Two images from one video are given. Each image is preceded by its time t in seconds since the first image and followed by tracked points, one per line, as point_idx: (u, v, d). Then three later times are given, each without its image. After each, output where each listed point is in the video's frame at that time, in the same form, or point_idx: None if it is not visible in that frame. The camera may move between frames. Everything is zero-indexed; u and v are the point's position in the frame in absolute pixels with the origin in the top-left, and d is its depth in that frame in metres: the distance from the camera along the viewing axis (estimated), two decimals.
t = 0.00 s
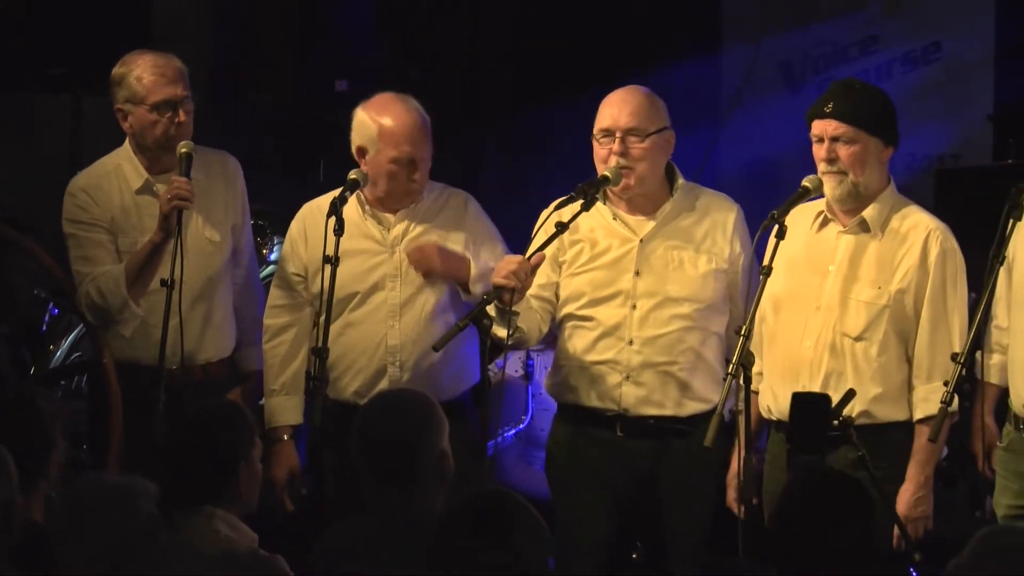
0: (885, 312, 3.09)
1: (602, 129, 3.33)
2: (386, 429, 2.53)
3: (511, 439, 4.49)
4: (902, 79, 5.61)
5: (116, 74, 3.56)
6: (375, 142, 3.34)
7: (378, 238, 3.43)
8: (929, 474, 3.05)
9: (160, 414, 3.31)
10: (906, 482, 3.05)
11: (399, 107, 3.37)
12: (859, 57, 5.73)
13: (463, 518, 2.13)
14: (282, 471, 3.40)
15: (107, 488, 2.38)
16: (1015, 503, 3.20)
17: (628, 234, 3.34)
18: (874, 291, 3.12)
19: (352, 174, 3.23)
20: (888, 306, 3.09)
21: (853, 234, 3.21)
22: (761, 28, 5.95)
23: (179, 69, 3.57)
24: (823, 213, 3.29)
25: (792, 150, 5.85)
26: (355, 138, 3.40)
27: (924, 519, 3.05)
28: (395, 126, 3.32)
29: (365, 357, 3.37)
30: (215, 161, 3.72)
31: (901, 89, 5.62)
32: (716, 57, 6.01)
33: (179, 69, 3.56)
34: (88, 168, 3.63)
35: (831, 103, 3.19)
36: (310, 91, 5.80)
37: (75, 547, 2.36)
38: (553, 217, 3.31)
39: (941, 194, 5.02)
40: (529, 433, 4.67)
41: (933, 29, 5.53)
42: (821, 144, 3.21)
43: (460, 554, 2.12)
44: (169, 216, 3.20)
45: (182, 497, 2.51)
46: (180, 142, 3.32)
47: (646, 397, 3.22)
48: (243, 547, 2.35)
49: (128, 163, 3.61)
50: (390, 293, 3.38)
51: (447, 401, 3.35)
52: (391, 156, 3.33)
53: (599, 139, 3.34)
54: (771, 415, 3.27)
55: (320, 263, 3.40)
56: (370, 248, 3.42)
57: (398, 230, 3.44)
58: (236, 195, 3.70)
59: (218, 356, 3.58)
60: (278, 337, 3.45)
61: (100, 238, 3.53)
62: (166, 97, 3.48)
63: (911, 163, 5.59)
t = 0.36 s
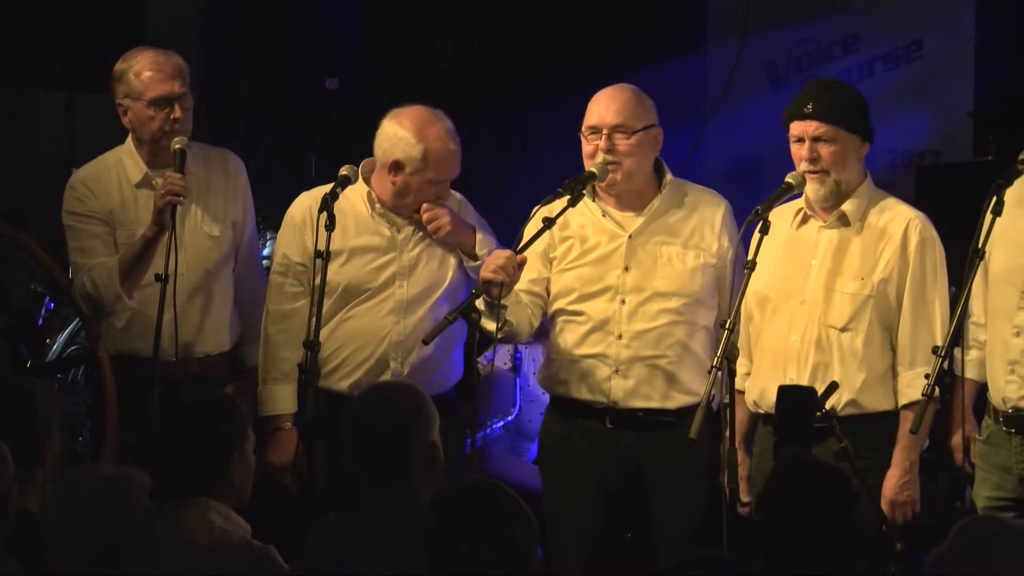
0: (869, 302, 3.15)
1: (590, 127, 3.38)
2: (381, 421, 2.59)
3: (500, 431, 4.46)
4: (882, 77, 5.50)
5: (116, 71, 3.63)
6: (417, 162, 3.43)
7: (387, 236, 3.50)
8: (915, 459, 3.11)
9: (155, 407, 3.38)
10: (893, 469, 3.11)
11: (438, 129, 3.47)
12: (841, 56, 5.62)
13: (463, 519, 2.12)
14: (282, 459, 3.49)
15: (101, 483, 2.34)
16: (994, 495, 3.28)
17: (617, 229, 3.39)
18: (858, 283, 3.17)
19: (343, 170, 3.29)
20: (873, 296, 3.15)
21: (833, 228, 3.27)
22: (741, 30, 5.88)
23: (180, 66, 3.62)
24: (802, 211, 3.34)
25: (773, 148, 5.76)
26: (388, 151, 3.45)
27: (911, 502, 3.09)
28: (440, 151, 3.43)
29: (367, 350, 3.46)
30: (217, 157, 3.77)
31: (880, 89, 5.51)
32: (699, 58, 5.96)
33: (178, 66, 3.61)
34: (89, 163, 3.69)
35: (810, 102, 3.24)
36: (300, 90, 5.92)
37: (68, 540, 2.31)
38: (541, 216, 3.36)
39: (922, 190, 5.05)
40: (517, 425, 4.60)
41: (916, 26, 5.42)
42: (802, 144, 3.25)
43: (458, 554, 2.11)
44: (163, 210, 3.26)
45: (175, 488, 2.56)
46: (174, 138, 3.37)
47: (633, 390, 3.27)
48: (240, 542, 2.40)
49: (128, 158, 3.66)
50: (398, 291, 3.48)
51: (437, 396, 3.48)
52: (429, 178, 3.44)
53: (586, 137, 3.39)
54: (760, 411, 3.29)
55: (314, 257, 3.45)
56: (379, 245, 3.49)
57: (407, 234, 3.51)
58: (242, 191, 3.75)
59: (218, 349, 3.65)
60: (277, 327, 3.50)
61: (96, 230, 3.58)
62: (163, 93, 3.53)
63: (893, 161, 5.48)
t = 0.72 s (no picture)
0: (855, 295, 3.20)
1: (580, 122, 3.42)
2: (371, 411, 2.65)
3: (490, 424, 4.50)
4: (866, 77, 5.77)
5: (125, 68, 3.69)
6: (437, 162, 3.49)
7: (397, 232, 3.55)
8: (902, 450, 3.16)
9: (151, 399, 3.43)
10: (878, 460, 3.17)
11: (455, 131, 3.54)
12: (826, 55, 5.87)
13: (453, 509, 2.17)
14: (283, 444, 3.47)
15: (100, 476, 2.39)
16: (978, 489, 3.34)
17: (602, 225, 3.44)
18: (843, 277, 3.22)
19: (336, 167, 3.34)
20: (858, 290, 3.20)
21: (816, 224, 3.32)
22: (727, 29, 6.09)
23: (189, 65, 3.65)
24: (784, 208, 3.39)
25: (756, 144, 6.00)
26: (408, 148, 3.50)
27: (900, 493, 3.16)
28: (458, 153, 3.51)
29: (377, 344, 3.51)
30: (227, 156, 3.83)
31: (863, 88, 5.77)
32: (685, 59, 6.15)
33: (186, 64, 3.65)
34: (100, 159, 3.75)
35: (793, 99, 3.29)
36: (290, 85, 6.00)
37: (65, 524, 2.37)
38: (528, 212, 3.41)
39: (910, 189, 5.13)
40: (507, 418, 4.64)
41: (897, 27, 5.68)
42: (784, 139, 3.31)
43: (443, 541, 2.17)
44: (159, 207, 3.30)
45: (171, 478, 2.61)
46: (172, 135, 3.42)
47: (621, 382, 3.33)
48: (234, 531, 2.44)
49: (138, 155, 3.71)
50: (406, 288, 3.54)
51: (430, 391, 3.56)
52: (445, 178, 3.51)
53: (575, 133, 3.44)
54: (746, 404, 3.34)
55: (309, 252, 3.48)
56: (389, 240, 3.54)
57: (414, 230, 3.58)
58: (252, 191, 3.80)
59: (221, 345, 3.69)
60: (282, 317, 3.52)
61: (101, 226, 3.64)
62: (167, 91, 3.58)
63: (877, 158, 5.74)
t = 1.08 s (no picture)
0: (839, 293, 3.26)
1: (568, 119, 3.46)
2: (362, 408, 2.70)
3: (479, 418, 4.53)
4: (852, 77, 5.82)
5: (129, 68, 3.75)
6: (430, 155, 3.54)
7: (392, 228, 3.61)
8: (882, 445, 3.22)
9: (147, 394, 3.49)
10: (860, 452, 3.22)
11: (448, 126, 3.59)
12: (811, 55, 5.97)
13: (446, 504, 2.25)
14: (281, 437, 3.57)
15: (93, 466, 2.44)
16: (964, 482, 3.40)
17: (587, 222, 3.49)
18: (827, 275, 3.28)
19: (329, 165, 3.39)
20: (841, 288, 3.26)
21: (801, 222, 3.37)
22: (713, 30, 6.26)
23: (192, 64, 3.71)
24: (768, 206, 3.44)
25: (743, 144, 6.14)
26: (401, 142, 3.55)
27: (879, 488, 3.22)
28: (450, 147, 3.57)
29: (376, 338, 3.56)
30: (230, 155, 3.88)
31: (847, 88, 5.83)
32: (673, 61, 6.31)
33: (189, 64, 3.70)
34: (105, 159, 3.81)
35: (781, 99, 3.34)
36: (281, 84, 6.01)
37: (60, 514, 2.41)
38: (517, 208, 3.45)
39: (893, 189, 5.19)
40: (497, 411, 4.68)
41: (881, 27, 5.72)
42: (771, 138, 3.36)
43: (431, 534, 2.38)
44: (155, 205, 3.36)
45: (166, 470, 2.68)
46: (171, 134, 3.47)
47: (609, 376, 3.38)
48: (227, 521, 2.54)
49: (144, 155, 3.78)
50: (403, 283, 3.59)
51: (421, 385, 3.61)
52: (439, 171, 3.57)
53: (564, 130, 3.47)
54: (730, 398, 3.40)
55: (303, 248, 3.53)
56: (385, 236, 3.59)
57: (409, 225, 3.63)
58: (257, 189, 3.86)
59: (221, 341, 3.74)
60: (281, 313, 3.57)
61: (104, 223, 3.69)
62: (168, 89, 3.63)
63: (861, 156, 5.77)
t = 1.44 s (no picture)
0: (819, 291, 3.32)
1: (557, 121, 3.50)
2: (353, 403, 2.77)
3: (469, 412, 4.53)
4: (835, 77, 5.94)
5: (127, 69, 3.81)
6: (421, 157, 3.60)
7: (382, 228, 3.67)
8: (859, 439, 3.29)
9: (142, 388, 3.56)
10: (839, 446, 3.28)
11: (439, 127, 3.65)
12: (794, 56, 6.07)
13: (433, 496, 2.22)
14: (270, 435, 3.56)
15: (85, 463, 2.56)
16: (954, 477, 3.43)
17: (568, 221, 3.55)
18: (808, 273, 3.34)
19: (321, 165, 3.45)
20: (822, 286, 3.32)
21: (782, 221, 3.43)
22: (699, 31, 6.29)
23: (187, 64, 3.77)
24: (751, 205, 3.50)
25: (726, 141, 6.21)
26: (392, 144, 3.61)
27: (854, 481, 3.28)
28: (441, 149, 3.62)
29: (367, 337, 3.63)
30: (228, 153, 3.94)
31: (829, 87, 5.96)
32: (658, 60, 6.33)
33: (185, 64, 3.76)
34: (104, 158, 3.87)
35: (764, 99, 3.39)
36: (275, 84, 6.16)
37: (60, 508, 2.51)
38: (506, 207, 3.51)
39: (877, 188, 5.23)
40: (487, 407, 4.67)
41: (864, 30, 5.85)
42: (755, 138, 3.41)
43: (417, 522, 2.21)
44: (149, 203, 3.43)
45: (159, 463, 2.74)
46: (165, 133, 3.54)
47: (594, 372, 3.44)
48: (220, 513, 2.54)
49: (141, 153, 3.84)
50: (393, 282, 3.66)
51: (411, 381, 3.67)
52: (430, 172, 3.62)
53: (553, 131, 3.51)
54: (713, 395, 3.45)
55: (296, 247, 3.59)
56: (376, 236, 3.66)
57: (400, 225, 3.69)
58: (254, 186, 3.92)
59: (219, 337, 3.81)
60: (273, 312, 3.64)
61: (102, 221, 3.76)
62: (163, 88, 3.69)
63: (841, 155, 5.92)
